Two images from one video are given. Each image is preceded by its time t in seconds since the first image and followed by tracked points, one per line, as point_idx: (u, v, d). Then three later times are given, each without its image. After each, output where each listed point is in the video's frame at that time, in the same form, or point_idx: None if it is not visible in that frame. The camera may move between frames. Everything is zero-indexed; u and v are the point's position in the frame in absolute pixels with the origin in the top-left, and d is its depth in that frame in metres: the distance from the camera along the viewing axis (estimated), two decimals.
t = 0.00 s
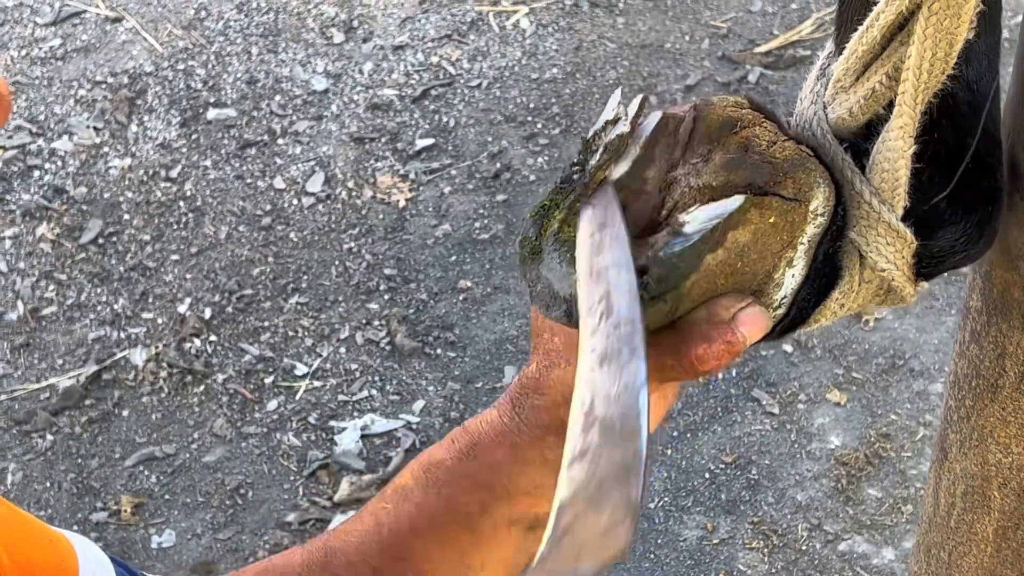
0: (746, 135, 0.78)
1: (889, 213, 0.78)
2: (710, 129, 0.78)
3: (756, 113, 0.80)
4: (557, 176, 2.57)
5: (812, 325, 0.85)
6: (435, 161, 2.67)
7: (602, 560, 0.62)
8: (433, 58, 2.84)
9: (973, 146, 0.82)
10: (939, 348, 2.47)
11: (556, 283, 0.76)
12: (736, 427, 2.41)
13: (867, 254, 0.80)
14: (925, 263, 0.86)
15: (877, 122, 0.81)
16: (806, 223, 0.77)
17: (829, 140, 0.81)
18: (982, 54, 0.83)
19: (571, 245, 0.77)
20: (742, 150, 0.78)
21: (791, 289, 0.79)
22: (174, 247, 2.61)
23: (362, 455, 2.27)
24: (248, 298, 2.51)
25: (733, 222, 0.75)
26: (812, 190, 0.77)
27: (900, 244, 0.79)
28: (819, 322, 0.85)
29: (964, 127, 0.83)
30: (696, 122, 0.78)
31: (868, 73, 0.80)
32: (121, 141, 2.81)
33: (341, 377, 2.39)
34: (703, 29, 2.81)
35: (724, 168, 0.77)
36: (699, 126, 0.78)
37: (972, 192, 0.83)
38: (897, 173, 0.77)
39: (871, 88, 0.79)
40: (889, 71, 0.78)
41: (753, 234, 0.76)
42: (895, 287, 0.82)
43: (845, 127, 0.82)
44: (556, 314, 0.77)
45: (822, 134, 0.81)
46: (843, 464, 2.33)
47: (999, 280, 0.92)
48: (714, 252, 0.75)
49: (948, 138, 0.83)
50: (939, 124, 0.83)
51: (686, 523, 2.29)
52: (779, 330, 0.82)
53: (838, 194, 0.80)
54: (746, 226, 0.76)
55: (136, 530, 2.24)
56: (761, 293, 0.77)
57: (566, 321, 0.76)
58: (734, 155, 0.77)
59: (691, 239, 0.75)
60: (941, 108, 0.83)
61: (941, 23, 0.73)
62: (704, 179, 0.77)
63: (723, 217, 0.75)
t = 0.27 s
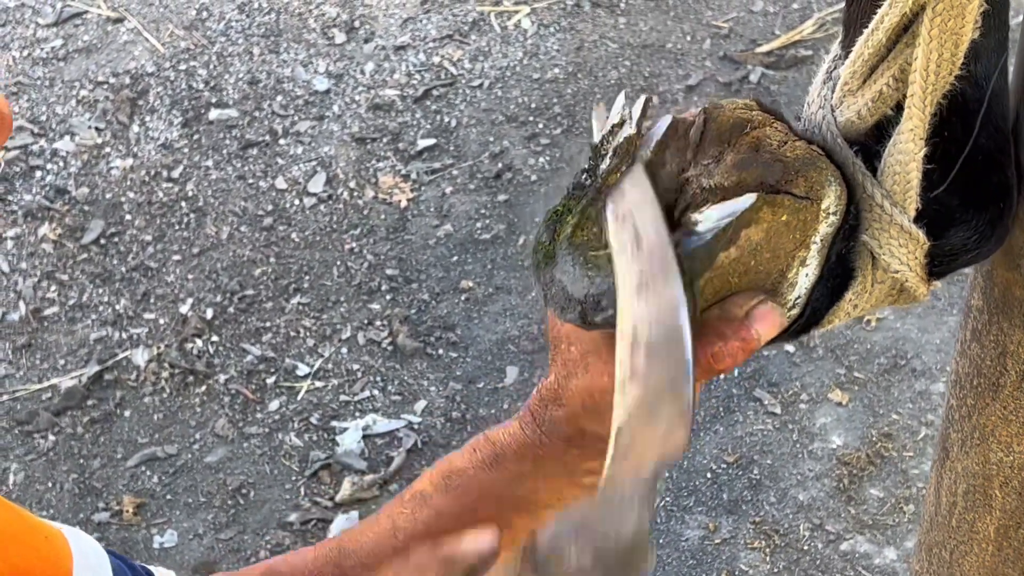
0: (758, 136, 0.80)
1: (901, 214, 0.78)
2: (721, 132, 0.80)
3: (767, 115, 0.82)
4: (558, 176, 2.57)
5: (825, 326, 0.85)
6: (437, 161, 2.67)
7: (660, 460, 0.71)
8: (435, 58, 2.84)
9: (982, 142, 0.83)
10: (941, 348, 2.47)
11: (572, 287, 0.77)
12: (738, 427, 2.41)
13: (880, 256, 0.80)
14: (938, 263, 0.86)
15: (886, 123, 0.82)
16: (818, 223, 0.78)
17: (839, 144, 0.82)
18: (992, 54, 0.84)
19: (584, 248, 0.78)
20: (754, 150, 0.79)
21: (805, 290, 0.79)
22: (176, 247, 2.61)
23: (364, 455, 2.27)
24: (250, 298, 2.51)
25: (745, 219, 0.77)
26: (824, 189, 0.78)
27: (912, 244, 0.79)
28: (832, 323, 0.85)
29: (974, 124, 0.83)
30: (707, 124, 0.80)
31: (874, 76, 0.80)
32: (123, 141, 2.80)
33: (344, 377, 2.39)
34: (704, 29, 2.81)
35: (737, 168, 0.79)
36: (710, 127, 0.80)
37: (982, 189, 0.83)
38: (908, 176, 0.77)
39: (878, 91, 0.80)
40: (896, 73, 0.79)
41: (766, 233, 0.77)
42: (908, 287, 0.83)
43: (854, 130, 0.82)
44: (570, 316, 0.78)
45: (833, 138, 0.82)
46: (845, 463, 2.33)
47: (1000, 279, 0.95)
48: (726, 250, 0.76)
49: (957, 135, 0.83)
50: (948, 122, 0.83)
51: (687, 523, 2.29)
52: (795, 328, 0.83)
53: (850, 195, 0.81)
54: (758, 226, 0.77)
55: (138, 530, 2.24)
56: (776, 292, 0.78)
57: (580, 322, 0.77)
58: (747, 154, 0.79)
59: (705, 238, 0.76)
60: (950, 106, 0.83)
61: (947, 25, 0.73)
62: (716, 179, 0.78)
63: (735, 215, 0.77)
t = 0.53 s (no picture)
0: (729, 138, 0.78)
1: (877, 211, 0.82)
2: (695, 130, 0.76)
3: (739, 113, 0.79)
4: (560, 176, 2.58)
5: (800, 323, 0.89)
6: (438, 162, 2.67)
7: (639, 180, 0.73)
8: (436, 58, 2.84)
9: (963, 147, 0.87)
10: (942, 348, 2.47)
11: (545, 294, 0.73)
12: (739, 426, 2.41)
13: (853, 252, 0.85)
14: (914, 265, 0.90)
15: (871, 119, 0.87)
16: (790, 223, 0.80)
17: (817, 138, 0.84)
18: (977, 58, 0.87)
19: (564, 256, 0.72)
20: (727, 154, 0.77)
21: (778, 289, 0.81)
22: (178, 248, 2.61)
23: (365, 455, 2.28)
24: (252, 298, 2.52)
25: (718, 225, 0.74)
26: (798, 191, 0.80)
27: (886, 242, 0.84)
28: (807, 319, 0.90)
29: (954, 129, 0.88)
30: (680, 122, 0.76)
31: (862, 70, 0.86)
32: (124, 142, 2.79)
33: (345, 377, 2.40)
34: (706, 29, 2.81)
35: (708, 170, 0.76)
36: (683, 127, 0.76)
37: (963, 193, 0.87)
38: (886, 170, 0.83)
39: (865, 86, 0.85)
40: (882, 69, 0.85)
41: (738, 233, 0.76)
42: (882, 285, 0.87)
43: (839, 125, 0.87)
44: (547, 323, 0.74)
45: (812, 133, 0.84)
46: (846, 463, 2.33)
47: (999, 278, 0.94)
48: (702, 256, 0.73)
49: (938, 138, 0.88)
50: (930, 125, 0.88)
51: (688, 523, 2.29)
52: (768, 326, 0.85)
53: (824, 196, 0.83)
54: (730, 227, 0.75)
55: (140, 530, 2.24)
56: (746, 296, 0.78)
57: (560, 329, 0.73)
58: (721, 156, 0.77)
59: (679, 244, 0.73)
60: (933, 108, 0.88)
61: (935, 22, 0.80)
62: (687, 182, 0.75)
63: (708, 220, 0.73)
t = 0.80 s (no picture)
0: (752, 142, 0.81)
1: (901, 218, 0.80)
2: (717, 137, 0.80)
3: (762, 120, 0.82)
4: (561, 179, 2.60)
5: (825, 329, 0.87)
6: (440, 164, 2.68)
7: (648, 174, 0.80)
8: (438, 61, 2.84)
9: (981, 147, 0.85)
10: (943, 350, 2.47)
11: (569, 296, 0.76)
12: (740, 429, 2.41)
13: (878, 259, 0.83)
14: (937, 265, 0.88)
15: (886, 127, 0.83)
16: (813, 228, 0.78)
17: (836, 147, 0.83)
18: (989, 56, 0.85)
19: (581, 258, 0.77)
20: (749, 157, 0.80)
21: (801, 295, 0.80)
22: (180, 250, 2.61)
23: (367, 458, 2.28)
24: (254, 301, 2.53)
25: (739, 227, 0.75)
26: (820, 195, 0.79)
27: (909, 248, 0.82)
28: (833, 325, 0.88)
29: (971, 129, 0.85)
30: (703, 129, 0.81)
31: (874, 80, 0.81)
32: (126, 144, 2.79)
33: (347, 379, 2.41)
34: (707, 32, 2.82)
35: (730, 174, 0.79)
36: (706, 133, 0.81)
37: (981, 193, 0.86)
38: (908, 180, 0.79)
39: (877, 96, 0.81)
40: (894, 78, 0.80)
41: (760, 237, 0.76)
42: (907, 289, 0.86)
43: (855, 134, 0.83)
44: (567, 325, 0.77)
45: (830, 142, 0.83)
46: (847, 465, 2.34)
47: (1000, 281, 0.96)
48: (722, 256, 0.75)
49: (957, 140, 0.85)
50: (947, 127, 0.85)
51: (689, 525, 2.30)
52: (792, 331, 0.84)
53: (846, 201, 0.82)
54: (752, 231, 0.76)
55: (142, 532, 2.25)
56: (771, 297, 0.78)
57: (578, 330, 0.76)
58: (742, 160, 0.80)
59: (700, 242, 0.75)
60: (950, 111, 0.85)
61: (944, 29, 0.74)
62: (709, 186, 0.79)
63: (730, 220, 0.76)
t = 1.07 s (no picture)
0: (748, 155, 0.77)
1: (901, 229, 0.75)
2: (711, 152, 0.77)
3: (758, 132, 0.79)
4: (562, 185, 2.60)
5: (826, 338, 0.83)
6: (441, 170, 2.68)
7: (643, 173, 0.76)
8: (439, 67, 2.84)
9: (981, 156, 0.80)
10: (944, 355, 2.47)
11: (566, 312, 0.75)
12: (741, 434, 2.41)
13: (877, 270, 0.77)
14: (937, 274, 0.83)
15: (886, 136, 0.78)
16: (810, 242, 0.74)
17: (837, 158, 0.78)
18: (989, 64, 0.81)
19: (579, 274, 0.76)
20: (743, 171, 0.76)
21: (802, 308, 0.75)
22: (181, 256, 2.61)
23: (368, 463, 2.30)
24: (255, 307, 2.53)
25: (735, 242, 0.72)
26: (815, 209, 0.75)
27: (910, 258, 0.76)
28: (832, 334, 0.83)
29: (972, 136, 0.80)
30: (701, 142, 0.78)
31: (874, 89, 0.76)
32: (128, 150, 2.79)
33: (348, 386, 2.41)
34: (708, 38, 2.82)
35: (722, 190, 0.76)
36: (703, 147, 0.78)
37: (981, 202, 0.81)
38: (908, 191, 0.74)
39: (879, 104, 0.76)
40: (894, 87, 0.75)
41: (756, 252, 0.72)
42: (909, 300, 0.81)
43: (854, 144, 0.78)
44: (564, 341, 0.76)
45: (830, 152, 0.78)
46: (848, 471, 2.34)
47: (999, 289, 0.95)
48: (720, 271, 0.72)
49: (956, 148, 0.80)
50: (947, 136, 0.80)
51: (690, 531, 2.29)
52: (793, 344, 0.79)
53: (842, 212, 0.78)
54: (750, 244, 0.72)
55: (143, 538, 2.25)
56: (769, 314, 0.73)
57: (575, 346, 0.75)
58: (737, 175, 0.77)
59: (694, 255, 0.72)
60: (949, 120, 0.79)
61: (946, 37, 0.69)
62: (706, 199, 0.76)
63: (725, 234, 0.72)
